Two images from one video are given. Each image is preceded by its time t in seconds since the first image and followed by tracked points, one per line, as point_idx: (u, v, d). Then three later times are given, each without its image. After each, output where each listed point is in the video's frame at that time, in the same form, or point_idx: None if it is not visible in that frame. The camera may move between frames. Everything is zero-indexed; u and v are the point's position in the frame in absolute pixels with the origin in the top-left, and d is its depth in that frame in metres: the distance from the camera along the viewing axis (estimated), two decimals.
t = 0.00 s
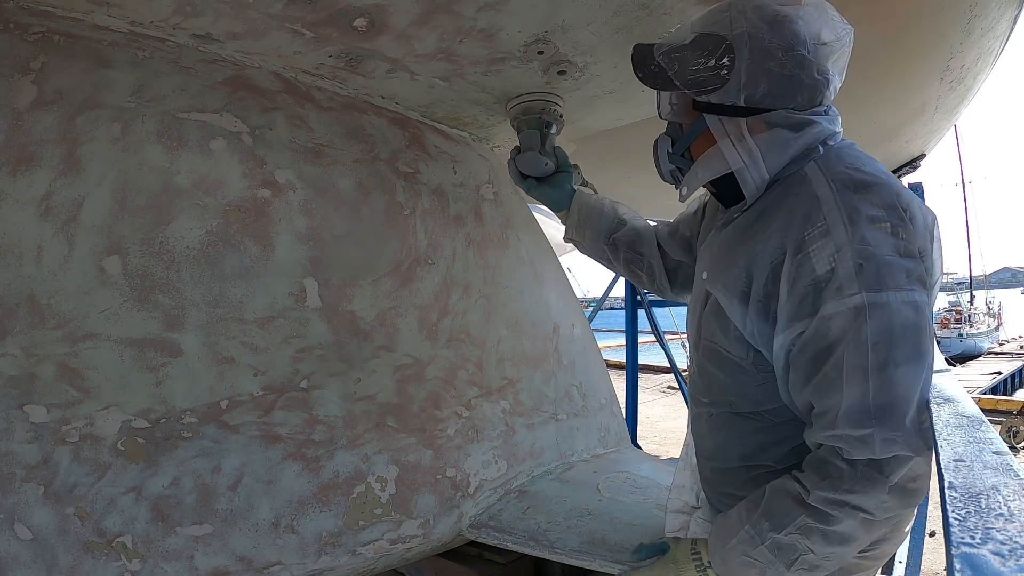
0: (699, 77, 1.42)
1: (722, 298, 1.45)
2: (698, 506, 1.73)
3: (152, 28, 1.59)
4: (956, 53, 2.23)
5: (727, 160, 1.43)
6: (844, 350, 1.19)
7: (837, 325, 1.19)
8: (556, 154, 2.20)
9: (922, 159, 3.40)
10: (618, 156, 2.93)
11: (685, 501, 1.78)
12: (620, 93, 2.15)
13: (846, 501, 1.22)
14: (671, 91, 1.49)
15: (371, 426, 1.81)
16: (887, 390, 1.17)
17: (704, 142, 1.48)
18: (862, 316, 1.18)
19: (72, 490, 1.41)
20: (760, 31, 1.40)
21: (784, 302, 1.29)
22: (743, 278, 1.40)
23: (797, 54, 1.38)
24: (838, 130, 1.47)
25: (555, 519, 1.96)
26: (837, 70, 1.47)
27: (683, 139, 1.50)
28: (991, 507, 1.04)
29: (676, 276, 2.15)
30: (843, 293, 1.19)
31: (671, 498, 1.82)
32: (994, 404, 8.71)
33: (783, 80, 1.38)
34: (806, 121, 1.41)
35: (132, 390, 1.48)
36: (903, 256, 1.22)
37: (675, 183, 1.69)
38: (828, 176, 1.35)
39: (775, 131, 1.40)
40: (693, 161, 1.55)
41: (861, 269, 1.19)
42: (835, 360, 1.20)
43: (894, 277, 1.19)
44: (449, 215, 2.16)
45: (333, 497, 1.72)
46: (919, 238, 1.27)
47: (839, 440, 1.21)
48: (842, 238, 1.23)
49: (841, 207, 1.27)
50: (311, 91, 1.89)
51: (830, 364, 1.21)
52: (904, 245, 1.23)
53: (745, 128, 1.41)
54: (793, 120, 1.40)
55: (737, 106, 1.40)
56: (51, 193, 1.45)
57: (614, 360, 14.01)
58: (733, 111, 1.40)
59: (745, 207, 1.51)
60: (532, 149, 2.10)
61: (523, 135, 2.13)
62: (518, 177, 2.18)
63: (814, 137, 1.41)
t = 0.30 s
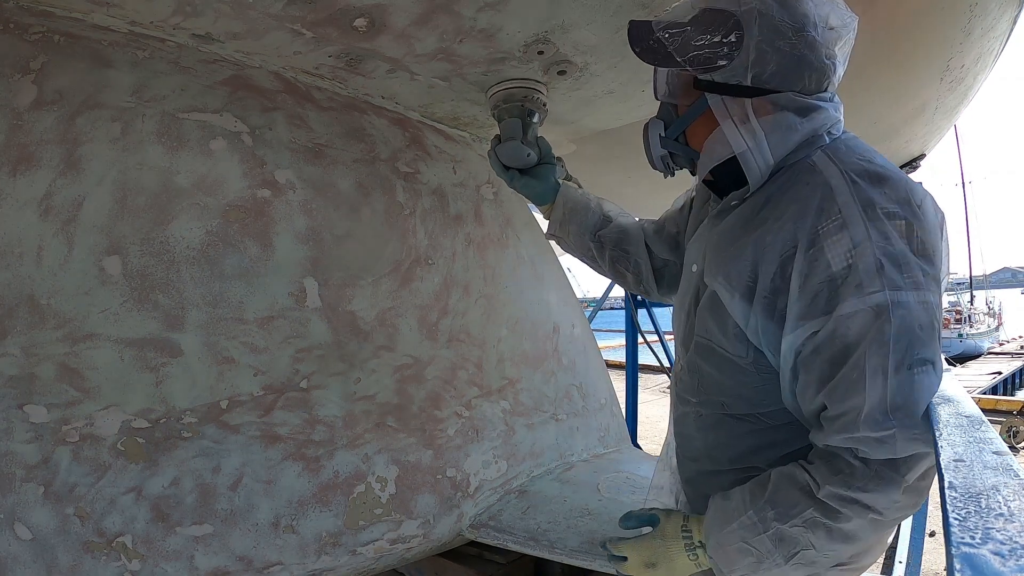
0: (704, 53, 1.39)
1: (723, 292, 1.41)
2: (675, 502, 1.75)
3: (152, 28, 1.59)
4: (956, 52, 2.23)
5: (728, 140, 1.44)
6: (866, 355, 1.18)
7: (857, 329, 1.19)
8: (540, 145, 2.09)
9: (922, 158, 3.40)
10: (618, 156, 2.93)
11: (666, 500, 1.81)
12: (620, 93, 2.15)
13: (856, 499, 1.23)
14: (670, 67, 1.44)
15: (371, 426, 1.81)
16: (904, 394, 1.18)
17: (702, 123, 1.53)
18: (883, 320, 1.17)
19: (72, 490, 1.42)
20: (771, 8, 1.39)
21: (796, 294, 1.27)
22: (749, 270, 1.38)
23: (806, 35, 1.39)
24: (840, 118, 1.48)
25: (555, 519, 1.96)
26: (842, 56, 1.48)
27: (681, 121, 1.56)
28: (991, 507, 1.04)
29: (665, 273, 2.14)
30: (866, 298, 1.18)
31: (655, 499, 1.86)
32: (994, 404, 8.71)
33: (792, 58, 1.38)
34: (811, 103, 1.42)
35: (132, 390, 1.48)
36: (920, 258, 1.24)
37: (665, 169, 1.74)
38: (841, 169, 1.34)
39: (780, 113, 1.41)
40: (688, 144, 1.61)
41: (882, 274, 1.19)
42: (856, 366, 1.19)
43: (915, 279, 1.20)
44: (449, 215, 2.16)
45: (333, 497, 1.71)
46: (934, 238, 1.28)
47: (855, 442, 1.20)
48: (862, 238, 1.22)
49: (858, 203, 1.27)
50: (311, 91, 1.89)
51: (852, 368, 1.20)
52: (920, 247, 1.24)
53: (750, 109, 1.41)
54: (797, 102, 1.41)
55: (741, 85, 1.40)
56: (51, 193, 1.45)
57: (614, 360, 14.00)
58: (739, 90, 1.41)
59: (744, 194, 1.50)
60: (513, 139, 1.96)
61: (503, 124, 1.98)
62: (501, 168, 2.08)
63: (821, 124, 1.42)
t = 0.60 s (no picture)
0: (696, 70, 1.42)
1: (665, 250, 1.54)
2: (672, 488, 1.72)
3: (152, 28, 1.58)
4: (956, 53, 2.23)
5: (719, 149, 1.46)
6: (702, 307, 1.25)
7: (685, 281, 1.25)
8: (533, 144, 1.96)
9: (922, 158, 3.40)
10: (618, 156, 2.93)
11: (661, 484, 1.76)
12: (620, 93, 2.15)
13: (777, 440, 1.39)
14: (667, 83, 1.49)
15: (371, 426, 1.81)
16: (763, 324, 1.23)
17: (697, 135, 1.54)
18: (722, 285, 1.22)
19: (72, 490, 1.42)
20: (757, 28, 1.43)
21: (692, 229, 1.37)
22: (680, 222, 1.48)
23: (790, 53, 1.43)
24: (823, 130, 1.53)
25: (555, 519, 1.96)
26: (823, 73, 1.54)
27: (677, 132, 1.56)
28: (991, 507, 1.04)
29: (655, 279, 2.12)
30: (703, 258, 1.24)
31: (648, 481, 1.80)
32: (994, 403, 8.71)
33: (777, 75, 1.42)
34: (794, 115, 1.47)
35: (132, 390, 1.48)
36: (789, 246, 1.20)
37: (663, 180, 1.73)
38: (750, 155, 1.36)
39: (765, 125, 1.45)
40: (683, 155, 1.60)
41: (736, 247, 1.21)
42: (698, 320, 1.26)
43: (766, 258, 1.20)
44: (449, 215, 2.16)
45: (333, 497, 1.72)
46: (828, 240, 1.22)
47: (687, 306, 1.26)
48: (726, 209, 1.25)
49: (743, 186, 1.30)
50: (311, 91, 1.89)
51: (689, 319, 1.27)
52: (804, 225, 1.22)
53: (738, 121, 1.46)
54: (782, 114, 1.46)
55: (729, 100, 1.44)
56: (51, 193, 1.45)
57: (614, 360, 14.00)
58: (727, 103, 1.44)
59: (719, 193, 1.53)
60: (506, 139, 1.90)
61: (495, 124, 1.96)
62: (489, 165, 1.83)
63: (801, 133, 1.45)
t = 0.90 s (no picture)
0: (697, 69, 1.42)
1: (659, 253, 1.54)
2: (664, 484, 1.74)
3: (152, 28, 1.58)
4: (956, 53, 2.23)
5: (716, 148, 1.47)
6: (696, 314, 1.25)
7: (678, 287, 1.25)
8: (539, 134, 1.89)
9: (922, 158, 3.40)
10: (618, 156, 2.93)
11: (654, 480, 1.79)
12: (620, 93, 2.15)
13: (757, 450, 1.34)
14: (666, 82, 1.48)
15: (371, 426, 1.81)
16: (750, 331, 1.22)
17: (695, 134, 1.54)
18: (716, 291, 1.23)
19: (72, 490, 1.42)
20: (760, 27, 1.42)
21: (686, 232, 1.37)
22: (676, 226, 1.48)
23: (791, 54, 1.43)
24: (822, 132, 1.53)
25: (555, 519, 1.96)
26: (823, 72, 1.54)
27: (674, 131, 1.56)
28: (991, 507, 1.04)
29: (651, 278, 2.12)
30: (697, 265, 1.24)
31: (640, 478, 1.84)
32: (994, 403, 8.71)
33: (778, 74, 1.42)
34: (793, 117, 1.47)
35: (132, 390, 1.48)
36: (784, 252, 1.21)
37: (664, 176, 1.73)
38: (747, 159, 1.36)
39: (764, 126, 1.45)
40: (682, 152, 1.61)
41: (731, 254, 1.22)
42: (692, 326, 1.26)
43: (760, 265, 1.20)
44: (449, 215, 2.16)
45: (333, 497, 1.71)
46: (822, 246, 1.23)
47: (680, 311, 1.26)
48: (721, 215, 1.25)
49: (739, 190, 1.30)
50: (311, 91, 1.88)
51: (683, 325, 1.27)
52: (798, 229, 1.22)
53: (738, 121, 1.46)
54: (782, 115, 1.45)
55: (729, 99, 1.44)
56: (51, 193, 1.45)
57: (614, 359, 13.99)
58: (727, 103, 1.44)
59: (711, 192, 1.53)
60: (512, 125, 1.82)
61: (501, 109, 1.87)
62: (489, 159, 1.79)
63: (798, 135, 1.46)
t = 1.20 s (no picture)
0: (713, 59, 1.41)
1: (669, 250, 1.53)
2: (664, 484, 1.74)
3: (152, 28, 1.58)
4: (956, 53, 2.23)
5: (728, 142, 1.48)
6: (705, 312, 1.25)
7: (689, 283, 1.25)
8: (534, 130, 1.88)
9: (922, 158, 3.40)
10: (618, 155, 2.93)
11: (654, 479, 1.79)
12: (620, 93, 2.15)
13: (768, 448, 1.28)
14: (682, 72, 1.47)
15: (371, 426, 1.81)
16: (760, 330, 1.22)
17: (710, 128, 1.55)
18: (727, 289, 1.22)
19: (72, 489, 1.42)
20: (778, 18, 1.41)
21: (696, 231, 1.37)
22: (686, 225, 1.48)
23: (809, 46, 1.41)
24: (835, 128, 1.53)
25: (555, 519, 1.96)
26: (839, 67, 1.52)
27: (689, 124, 1.57)
28: (991, 507, 1.04)
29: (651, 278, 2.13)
30: (709, 262, 1.24)
31: (641, 476, 1.84)
32: (994, 404, 8.70)
33: (795, 66, 1.41)
34: (808, 112, 1.47)
35: (132, 390, 1.48)
36: (797, 251, 1.20)
37: (674, 169, 1.74)
38: (760, 157, 1.35)
39: (779, 119, 1.45)
40: (694, 146, 1.63)
41: (744, 251, 1.21)
42: (701, 325, 1.26)
43: (773, 263, 1.20)
44: (449, 215, 2.16)
45: (333, 497, 1.71)
46: (836, 246, 1.22)
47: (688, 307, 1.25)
48: (733, 211, 1.25)
49: (751, 188, 1.29)
50: (311, 91, 1.88)
51: (692, 324, 1.27)
52: (812, 229, 1.21)
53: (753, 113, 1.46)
54: (797, 109, 1.46)
55: (747, 90, 1.43)
56: (51, 193, 1.45)
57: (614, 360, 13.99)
58: (744, 95, 1.44)
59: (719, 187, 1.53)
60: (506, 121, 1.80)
61: (495, 106, 1.85)
62: (483, 154, 1.78)
63: (813, 132, 1.47)
